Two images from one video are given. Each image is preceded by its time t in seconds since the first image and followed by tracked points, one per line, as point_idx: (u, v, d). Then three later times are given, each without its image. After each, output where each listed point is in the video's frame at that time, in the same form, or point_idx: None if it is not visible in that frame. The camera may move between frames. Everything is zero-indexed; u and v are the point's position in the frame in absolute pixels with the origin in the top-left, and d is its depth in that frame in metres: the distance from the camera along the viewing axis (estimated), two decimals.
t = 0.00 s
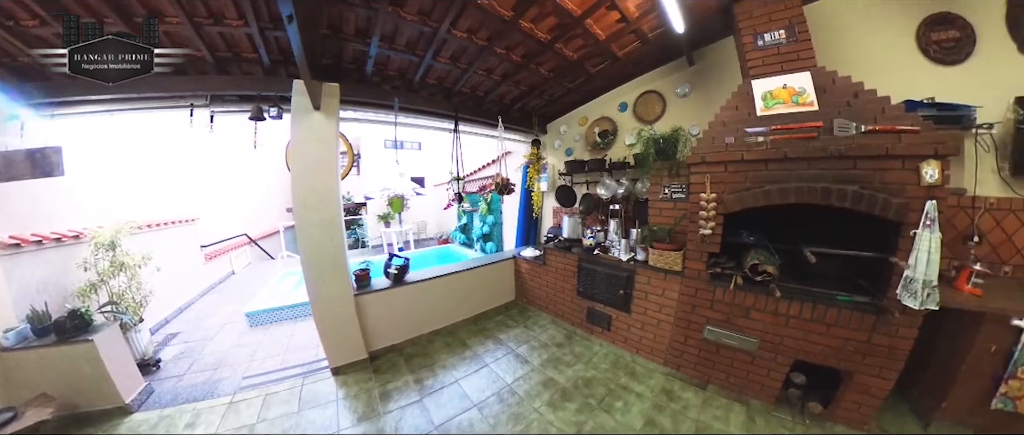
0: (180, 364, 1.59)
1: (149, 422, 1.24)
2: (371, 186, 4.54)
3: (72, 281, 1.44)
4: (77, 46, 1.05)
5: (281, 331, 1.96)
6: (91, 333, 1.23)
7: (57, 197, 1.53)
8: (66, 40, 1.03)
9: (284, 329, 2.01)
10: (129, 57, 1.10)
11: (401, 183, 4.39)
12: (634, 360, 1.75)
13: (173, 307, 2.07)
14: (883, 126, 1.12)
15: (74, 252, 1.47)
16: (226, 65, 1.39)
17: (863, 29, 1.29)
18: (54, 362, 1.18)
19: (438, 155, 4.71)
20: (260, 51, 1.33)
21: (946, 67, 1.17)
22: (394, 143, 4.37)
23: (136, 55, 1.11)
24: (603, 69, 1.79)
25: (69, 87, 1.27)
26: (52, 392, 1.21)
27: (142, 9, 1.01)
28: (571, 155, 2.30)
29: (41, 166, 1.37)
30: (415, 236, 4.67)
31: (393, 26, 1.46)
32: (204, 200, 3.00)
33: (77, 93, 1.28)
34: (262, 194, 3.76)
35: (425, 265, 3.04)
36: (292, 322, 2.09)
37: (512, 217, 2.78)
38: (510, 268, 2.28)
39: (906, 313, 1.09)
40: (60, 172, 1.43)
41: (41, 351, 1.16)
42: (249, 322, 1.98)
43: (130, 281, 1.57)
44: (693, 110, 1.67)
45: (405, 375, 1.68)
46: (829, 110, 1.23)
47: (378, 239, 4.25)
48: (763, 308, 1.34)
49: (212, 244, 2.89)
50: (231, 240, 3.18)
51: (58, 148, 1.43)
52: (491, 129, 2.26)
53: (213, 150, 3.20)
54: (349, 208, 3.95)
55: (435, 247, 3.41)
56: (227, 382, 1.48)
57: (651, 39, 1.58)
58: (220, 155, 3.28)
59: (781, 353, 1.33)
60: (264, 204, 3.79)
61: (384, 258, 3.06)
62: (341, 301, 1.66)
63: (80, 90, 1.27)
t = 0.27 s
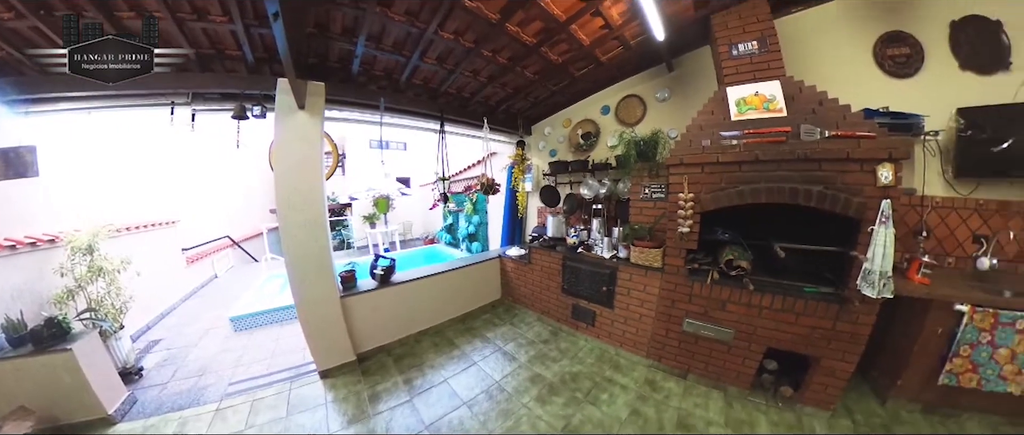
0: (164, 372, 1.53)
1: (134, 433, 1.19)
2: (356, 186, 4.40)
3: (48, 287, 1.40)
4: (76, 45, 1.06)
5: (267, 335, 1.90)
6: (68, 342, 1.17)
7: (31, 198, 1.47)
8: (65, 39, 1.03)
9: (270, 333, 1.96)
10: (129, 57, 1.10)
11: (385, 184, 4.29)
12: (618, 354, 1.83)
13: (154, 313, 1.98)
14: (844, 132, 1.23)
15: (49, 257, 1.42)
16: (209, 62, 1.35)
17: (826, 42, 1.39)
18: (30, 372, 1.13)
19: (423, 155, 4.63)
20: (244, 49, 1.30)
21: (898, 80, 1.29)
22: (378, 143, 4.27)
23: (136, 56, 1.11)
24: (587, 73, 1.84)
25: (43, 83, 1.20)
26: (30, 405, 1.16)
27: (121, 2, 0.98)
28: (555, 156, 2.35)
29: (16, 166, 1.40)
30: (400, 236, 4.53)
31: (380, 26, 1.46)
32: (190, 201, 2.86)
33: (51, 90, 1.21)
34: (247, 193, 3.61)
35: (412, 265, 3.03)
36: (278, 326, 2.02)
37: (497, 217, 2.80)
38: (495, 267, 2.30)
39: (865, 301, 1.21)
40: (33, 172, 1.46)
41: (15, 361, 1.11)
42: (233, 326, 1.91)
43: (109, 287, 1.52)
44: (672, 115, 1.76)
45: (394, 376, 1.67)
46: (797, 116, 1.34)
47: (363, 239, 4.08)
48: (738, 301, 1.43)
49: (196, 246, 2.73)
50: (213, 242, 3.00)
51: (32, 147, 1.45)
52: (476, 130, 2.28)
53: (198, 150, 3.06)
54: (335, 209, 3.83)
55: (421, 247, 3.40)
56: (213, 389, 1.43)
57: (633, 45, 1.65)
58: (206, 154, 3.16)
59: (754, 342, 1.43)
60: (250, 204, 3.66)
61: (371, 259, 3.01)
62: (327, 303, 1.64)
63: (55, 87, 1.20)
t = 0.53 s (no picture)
0: (148, 380, 1.47)
1: None
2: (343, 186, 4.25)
3: (24, 294, 1.33)
4: (76, 45, 1.05)
5: (253, 340, 1.86)
6: (47, 352, 1.12)
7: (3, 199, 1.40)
8: (65, 38, 1.03)
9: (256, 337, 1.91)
10: (128, 56, 1.09)
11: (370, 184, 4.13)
12: (603, 348, 1.89)
13: (136, 321, 1.89)
14: (810, 137, 1.33)
15: (26, 262, 1.37)
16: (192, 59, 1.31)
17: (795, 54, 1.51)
18: (8, 384, 1.08)
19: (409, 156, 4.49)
20: (229, 46, 1.27)
21: (859, 90, 1.41)
22: (364, 143, 4.14)
23: (136, 56, 1.10)
24: (572, 77, 1.90)
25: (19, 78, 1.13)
26: (9, 418, 1.14)
27: None
28: (539, 156, 2.39)
29: None
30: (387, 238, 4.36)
31: (368, 25, 1.45)
32: (174, 203, 2.71)
33: (26, 86, 1.13)
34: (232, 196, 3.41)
35: (399, 265, 3.02)
36: (263, 330, 1.97)
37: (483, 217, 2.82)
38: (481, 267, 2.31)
39: (830, 292, 1.32)
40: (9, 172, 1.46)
41: None
42: (218, 331, 1.86)
43: (88, 293, 1.41)
44: (652, 118, 1.84)
45: (383, 377, 1.67)
46: (768, 121, 1.44)
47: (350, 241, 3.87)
48: (715, 294, 1.52)
49: (178, 249, 2.57)
50: (194, 245, 2.81)
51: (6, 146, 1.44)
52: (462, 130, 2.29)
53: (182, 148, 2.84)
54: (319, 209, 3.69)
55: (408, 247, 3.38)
56: (199, 396, 1.39)
57: (616, 51, 1.72)
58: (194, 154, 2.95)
59: (730, 332, 1.52)
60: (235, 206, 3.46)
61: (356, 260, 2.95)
62: (314, 305, 1.62)
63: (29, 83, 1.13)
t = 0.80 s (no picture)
0: (132, 389, 1.41)
1: None
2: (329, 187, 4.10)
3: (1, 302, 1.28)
4: (76, 45, 1.04)
5: (240, 344, 1.81)
6: (25, 363, 1.08)
7: None
8: (65, 39, 1.02)
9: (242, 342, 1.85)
10: (129, 57, 1.09)
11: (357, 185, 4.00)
12: (588, 343, 1.95)
13: (117, 328, 1.80)
14: (781, 141, 1.44)
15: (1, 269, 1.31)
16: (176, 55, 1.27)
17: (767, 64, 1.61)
18: None
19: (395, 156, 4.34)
20: (213, 43, 1.23)
21: (824, 99, 1.53)
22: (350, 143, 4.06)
23: (136, 56, 1.10)
24: (557, 80, 1.95)
25: None
26: None
27: None
28: (524, 157, 2.43)
29: None
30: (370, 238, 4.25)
31: (355, 24, 1.44)
32: (159, 205, 2.55)
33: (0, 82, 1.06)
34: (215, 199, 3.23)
35: (385, 266, 3.02)
36: (249, 334, 1.91)
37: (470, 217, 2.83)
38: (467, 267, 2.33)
39: (799, 284, 1.43)
40: None
41: None
42: (203, 338, 1.80)
43: (67, 301, 1.33)
44: (634, 121, 1.91)
45: (372, 379, 1.66)
46: (742, 125, 1.54)
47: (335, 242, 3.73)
48: (694, 288, 1.61)
49: (161, 252, 2.43)
50: (178, 248, 2.67)
51: None
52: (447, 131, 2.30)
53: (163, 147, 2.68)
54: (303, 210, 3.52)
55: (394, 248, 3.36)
56: (185, 405, 1.34)
57: (600, 56, 1.78)
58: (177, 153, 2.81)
59: (708, 324, 1.61)
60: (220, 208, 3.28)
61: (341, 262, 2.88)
62: (300, 307, 1.60)
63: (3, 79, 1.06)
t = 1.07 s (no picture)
0: (117, 399, 1.35)
1: None
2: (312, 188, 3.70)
3: None
4: (76, 45, 1.02)
5: (227, 349, 1.75)
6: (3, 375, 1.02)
7: None
8: (65, 39, 0.99)
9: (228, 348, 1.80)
10: (129, 57, 1.07)
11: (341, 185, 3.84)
12: (575, 339, 2.01)
13: (101, 335, 1.70)
14: (754, 145, 1.53)
15: None
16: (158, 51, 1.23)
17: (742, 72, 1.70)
18: None
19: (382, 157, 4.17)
20: (197, 39, 1.20)
21: (795, 105, 1.63)
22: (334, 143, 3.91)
23: (137, 56, 1.08)
24: (542, 82, 1.99)
25: None
26: None
27: None
28: (510, 158, 2.47)
29: None
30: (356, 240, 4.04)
31: (343, 24, 1.43)
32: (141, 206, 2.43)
33: None
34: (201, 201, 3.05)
35: (372, 267, 2.98)
36: (235, 340, 1.86)
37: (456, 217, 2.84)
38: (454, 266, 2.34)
39: (772, 277, 1.54)
40: None
41: None
42: (187, 344, 1.72)
43: (46, 309, 1.28)
44: (616, 123, 1.99)
45: (362, 381, 1.65)
46: (718, 129, 1.63)
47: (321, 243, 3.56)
48: (675, 283, 1.69)
49: (140, 256, 2.28)
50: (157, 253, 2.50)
51: None
52: (433, 131, 2.30)
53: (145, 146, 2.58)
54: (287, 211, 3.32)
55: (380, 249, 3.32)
56: (173, 414, 1.30)
57: (585, 60, 1.83)
58: (156, 152, 2.65)
59: (689, 317, 1.70)
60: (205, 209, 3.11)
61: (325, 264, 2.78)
62: (286, 312, 1.57)
63: None
